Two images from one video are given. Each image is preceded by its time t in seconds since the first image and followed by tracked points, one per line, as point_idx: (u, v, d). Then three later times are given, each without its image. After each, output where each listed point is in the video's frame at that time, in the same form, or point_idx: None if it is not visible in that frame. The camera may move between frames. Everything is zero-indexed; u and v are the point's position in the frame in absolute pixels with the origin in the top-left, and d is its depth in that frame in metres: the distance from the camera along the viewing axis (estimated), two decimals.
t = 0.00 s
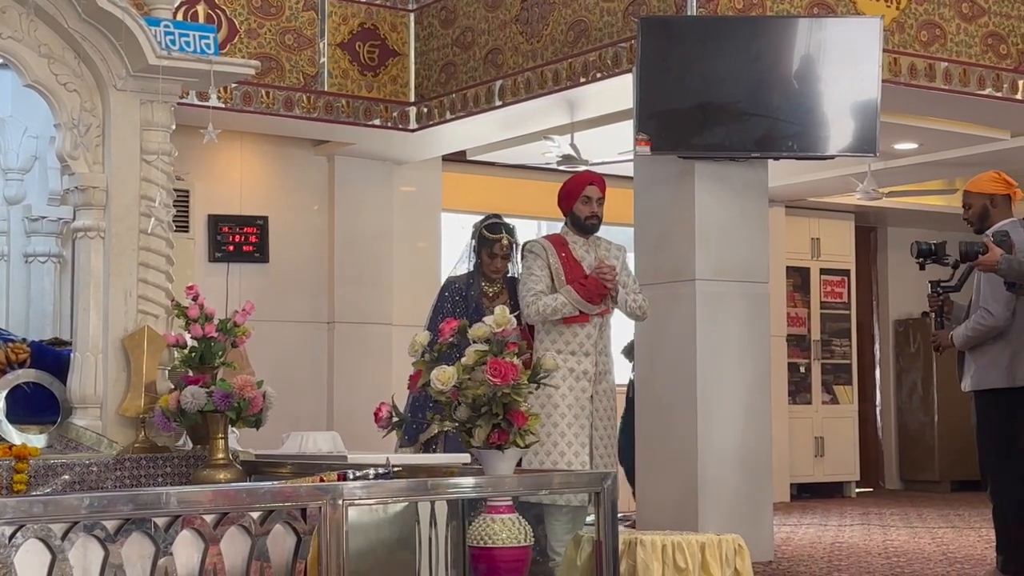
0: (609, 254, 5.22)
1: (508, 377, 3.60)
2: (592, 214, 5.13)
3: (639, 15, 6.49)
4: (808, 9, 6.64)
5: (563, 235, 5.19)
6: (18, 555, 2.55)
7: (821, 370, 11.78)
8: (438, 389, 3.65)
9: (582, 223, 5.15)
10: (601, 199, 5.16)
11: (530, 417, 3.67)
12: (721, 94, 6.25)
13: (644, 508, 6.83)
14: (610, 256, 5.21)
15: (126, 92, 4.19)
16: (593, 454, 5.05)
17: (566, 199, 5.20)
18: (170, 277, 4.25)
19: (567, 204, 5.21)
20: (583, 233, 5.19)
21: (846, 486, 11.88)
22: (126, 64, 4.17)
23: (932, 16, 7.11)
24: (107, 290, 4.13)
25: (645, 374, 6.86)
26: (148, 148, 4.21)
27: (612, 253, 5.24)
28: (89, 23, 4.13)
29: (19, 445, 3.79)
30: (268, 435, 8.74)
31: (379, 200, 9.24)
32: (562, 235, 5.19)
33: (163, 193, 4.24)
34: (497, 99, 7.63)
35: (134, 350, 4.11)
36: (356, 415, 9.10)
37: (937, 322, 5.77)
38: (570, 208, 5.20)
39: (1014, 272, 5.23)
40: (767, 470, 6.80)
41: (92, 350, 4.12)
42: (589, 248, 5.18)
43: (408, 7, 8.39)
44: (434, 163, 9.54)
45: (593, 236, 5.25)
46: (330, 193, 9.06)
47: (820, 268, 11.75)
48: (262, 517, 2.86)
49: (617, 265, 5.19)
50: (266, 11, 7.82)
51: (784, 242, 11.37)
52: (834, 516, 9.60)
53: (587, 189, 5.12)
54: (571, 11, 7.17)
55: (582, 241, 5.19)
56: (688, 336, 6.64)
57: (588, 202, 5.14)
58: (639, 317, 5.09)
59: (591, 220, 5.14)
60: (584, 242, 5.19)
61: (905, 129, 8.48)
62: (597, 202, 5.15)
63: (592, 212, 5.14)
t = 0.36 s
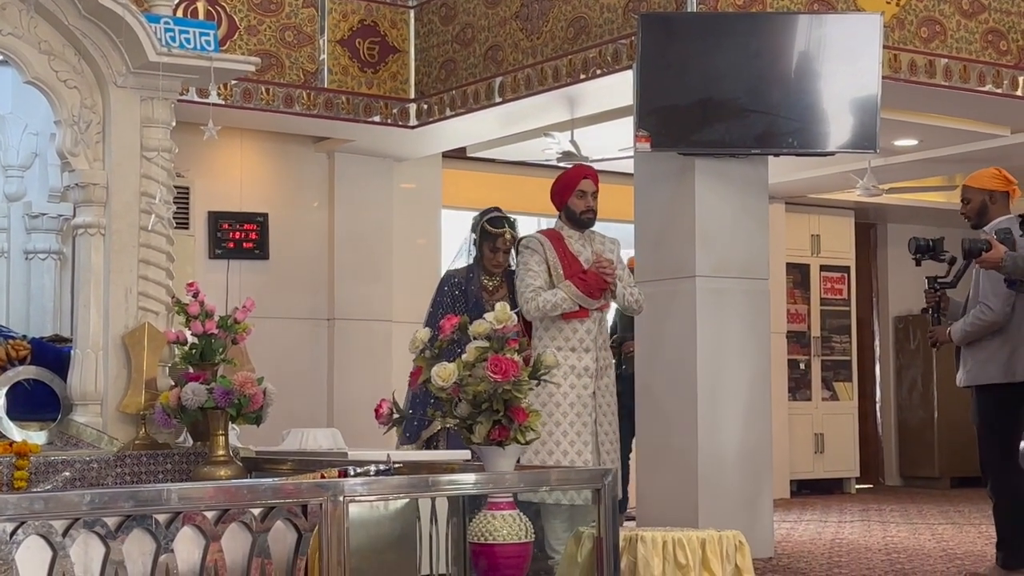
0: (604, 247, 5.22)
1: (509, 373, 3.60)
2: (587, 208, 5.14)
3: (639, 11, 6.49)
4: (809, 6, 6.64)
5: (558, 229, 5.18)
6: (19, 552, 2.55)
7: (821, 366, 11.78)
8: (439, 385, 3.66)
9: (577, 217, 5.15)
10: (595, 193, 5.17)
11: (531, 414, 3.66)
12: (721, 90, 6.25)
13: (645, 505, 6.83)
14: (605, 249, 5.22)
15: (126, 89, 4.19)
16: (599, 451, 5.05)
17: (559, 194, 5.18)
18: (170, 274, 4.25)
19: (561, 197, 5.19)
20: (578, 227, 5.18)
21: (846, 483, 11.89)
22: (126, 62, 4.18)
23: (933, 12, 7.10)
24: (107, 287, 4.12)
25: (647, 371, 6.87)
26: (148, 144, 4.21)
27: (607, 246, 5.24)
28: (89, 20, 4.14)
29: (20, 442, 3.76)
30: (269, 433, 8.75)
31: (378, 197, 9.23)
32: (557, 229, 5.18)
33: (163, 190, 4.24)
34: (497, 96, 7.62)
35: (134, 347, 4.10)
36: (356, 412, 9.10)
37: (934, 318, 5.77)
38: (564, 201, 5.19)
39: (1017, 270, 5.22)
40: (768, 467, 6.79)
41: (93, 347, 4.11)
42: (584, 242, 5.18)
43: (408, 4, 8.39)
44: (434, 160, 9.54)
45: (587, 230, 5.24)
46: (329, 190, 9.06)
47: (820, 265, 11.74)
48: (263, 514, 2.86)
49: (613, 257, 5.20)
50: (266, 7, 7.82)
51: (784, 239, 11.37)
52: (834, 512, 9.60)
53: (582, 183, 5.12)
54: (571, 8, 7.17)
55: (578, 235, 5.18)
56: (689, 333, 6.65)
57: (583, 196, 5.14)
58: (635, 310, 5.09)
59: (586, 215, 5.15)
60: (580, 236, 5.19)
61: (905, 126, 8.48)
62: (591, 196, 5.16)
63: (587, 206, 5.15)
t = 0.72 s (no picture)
0: (612, 243, 5.16)
1: (512, 370, 3.60)
2: (595, 204, 5.07)
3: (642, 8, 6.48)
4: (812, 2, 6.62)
5: (565, 224, 5.13)
6: (24, 549, 2.56)
7: (824, 363, 11.78)
8: (443, 382, 3.65)
9: (585, 213, 5.09)
10: (602, 188, 5.10)
11: (535, 411, 3.66)
12: (724, 87, 6.25)
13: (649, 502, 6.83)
14: (613, 245, 5.16)
15: (129, 87, 4.19)
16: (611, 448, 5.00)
17: (567, 190, 5.13)
18: (173, 272, 4.24)
19: (568, 194, 5.14)
20: (585, 223, 5.12)
21: (849, 480, 11.89)
22: (129, 59, 4.17)
23: (935, 9, 7.10)
24: (110, 285, 4.12)
25: (649, 368, 6.88)
26: (151, 142, 4.21)
27: (615, 242, 5.18)
28: (93, 16, 4.13)
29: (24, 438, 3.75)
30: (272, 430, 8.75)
31: (381, 194, 9.23)
32: (564, 225, 5.14)
33: (167, 187, 4.23)
34: (500, 93, 7.62)
35: (138, 345, 4.10)
36: (359, 408, 9.12)
37: (936, 313, 5.77)
38: (572, 198, 5.14)
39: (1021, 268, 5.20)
40: (772, 464, 6.78)
41: (96, 344, 4.11)
42: (592, 238, 5.12)
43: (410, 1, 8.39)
44: (437, 157, 9.54)
45: (595, 225, 5.19)
46: (332, 187, 9.06)
47: (822, 262, 11.74)
48: (267, 511, 2.87)
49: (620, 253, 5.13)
50: (268, 5, 7.82)
51: (787, 236, 11.37)
52: (837, 509, 9.60)
53: (590, 179, 5.06)
54: (574, 5, 7.17)
55: (585, 231, 5.13)
56: (691, 331, 6.65)
57: (591, 192, 5.08)
58: (642, 308, 5.09)
59: (595, 211, 5.09)
60: (588, 231, 5.13)
61: (908, 123, 8.47)
62: (599, 191, 5.09)
63: (595, 202, 5.08)
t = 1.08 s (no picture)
0: (633, 242, 5.18)
1: (515, 369, 3.59)
2: (616, 202, 5.10)
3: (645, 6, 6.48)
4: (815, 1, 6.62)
5: (586, 222, 5.18)
6: (27, 548, 2.56)
7: (827, 362, 11.77)
8: (446, 381, 3.65)
9: (606, 211, 5.12)
10: (624, 186, 5.12)
11: (538, 409, 3.66)
12: (727, 86, 6.24)
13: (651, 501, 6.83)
14: (634, 244, 5.18)
15: (132, 86, 4.19)
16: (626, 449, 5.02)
17: (588, 185, 5.14)
18: (176, 270, 4.24)
19: (589, 189, 5.14)
20: (606, 221, 5.16)
21: (852, 479, 11.87)
22: (132, 58, 4.17)
23: (938, 7, 7.09)
24: (113, 283, 4.12)
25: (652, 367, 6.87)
26: (153, 141, 4.21)
27: (636, 240, 5.20)
28: (96, 15, 4.13)
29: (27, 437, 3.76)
30: (275, 428, 8.75)
31: (384, 193, 9.23)
32: (584, 223, 5.17)
33: (170, 185, 4.24)
34: (503, 92, 7.61)
35: (141, 344, 4.10)
36: (362, 408, 9.12)
37: (939, 312, 5.76)
38: (592, 195, 5.14)
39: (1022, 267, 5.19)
40: (773, 462, 6.79)
41: (99, 343, 4.10)
42: (612, 236, 5.15)
43: None
44: (439, 157, 9.54)
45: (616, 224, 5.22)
46: (335, 186, 9.06)
47: (825, 261, 11.74)
48: (270, 510, 2.87)
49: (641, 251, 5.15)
50: (270, 3, 7.82)
51: (790, 235, 11.36)
52: (841, 508, 9.59)
53: (611, 176, 5.08)
54: (576, 4, 7.17)
55: (605, 228, 5.16)
56: (694, 330, 6.65)
57: (613, 190, 5.10)
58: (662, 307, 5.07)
59: (615, 209, 5.11)
60: (608, 229, 5.16)
61: (911, 121, 8.46)
62: (620, 189, 5.11)
63: (616, 200, 5.10)
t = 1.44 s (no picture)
0: (657, 239, 5.21)
1: (516, 369, 3.59)
2: (639, 199, 5.12)
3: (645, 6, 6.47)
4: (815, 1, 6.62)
5: (610, 219, 5.21)
6: (27, 548, 2.56)
7: (828, 362, 11.77)
8: (447, 381, 3.65)
9: (629, 208, 5.14)
10: (648, 183, 5.14)
11: (538, 409, 3.66)
12: (728, 86, 6.24)
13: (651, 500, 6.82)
14: (659, 241, 5.20)
15: (132, 86, 4.19)
16: (642, 448, 5.10)
17: (612, 181, 5.16)
18: (177, 271, 4.24)
19: (613, 185, 5.16)
20: (628, 218, 5.19)
21: (852, 479, 11.87)
22: (132, 58, 4.17)
23: (939, 7, 7.09)
24: (114, 284, 4.12)
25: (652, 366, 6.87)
26: (154, 142, 4.21)
27: (661, 237, 5.22)
28: (96, 16, 4.13)
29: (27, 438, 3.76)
30: (276, 428, 8.74)
31: (385, 192, 9.22)
32: (608, 220, 5.21)
33: (170, 186, 4.24)
34: (503, 92, 7.61)
35: (141, 344, 4.10)
36: (363, 408, 9.11)
37: (941, 313, 5.75)
38: (616, 191, 5.17)
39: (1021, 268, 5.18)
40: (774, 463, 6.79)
41: (100, 343, 4.10)
42: (635, 233, 5.19)
43: None
44: (439, 157, 9.54)
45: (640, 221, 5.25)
46: (335, 186, 9.06)
47: (825, 261, 11.73)
48: (270, 510, 2.87)
49: (664, 250, 5.17)
50: (271, 4, 7.82)
51: (790, 235, 11.37)
52: (841, 508, 9.59)
53: (635, 174, 5.10)
54: (577, 4, 7.17)
55: (628, 226, 5.20)
56: (695, 329, 6.64)
57: (636, 186, 5.12)
58: (687, 305, 5.17)
59: (638, 205, 5.13)
60: (631, 227, 5.20)
61: (912, 121, 8.46)
62: (644, 186, 5.13)
63: (639, 196, 5.12)
